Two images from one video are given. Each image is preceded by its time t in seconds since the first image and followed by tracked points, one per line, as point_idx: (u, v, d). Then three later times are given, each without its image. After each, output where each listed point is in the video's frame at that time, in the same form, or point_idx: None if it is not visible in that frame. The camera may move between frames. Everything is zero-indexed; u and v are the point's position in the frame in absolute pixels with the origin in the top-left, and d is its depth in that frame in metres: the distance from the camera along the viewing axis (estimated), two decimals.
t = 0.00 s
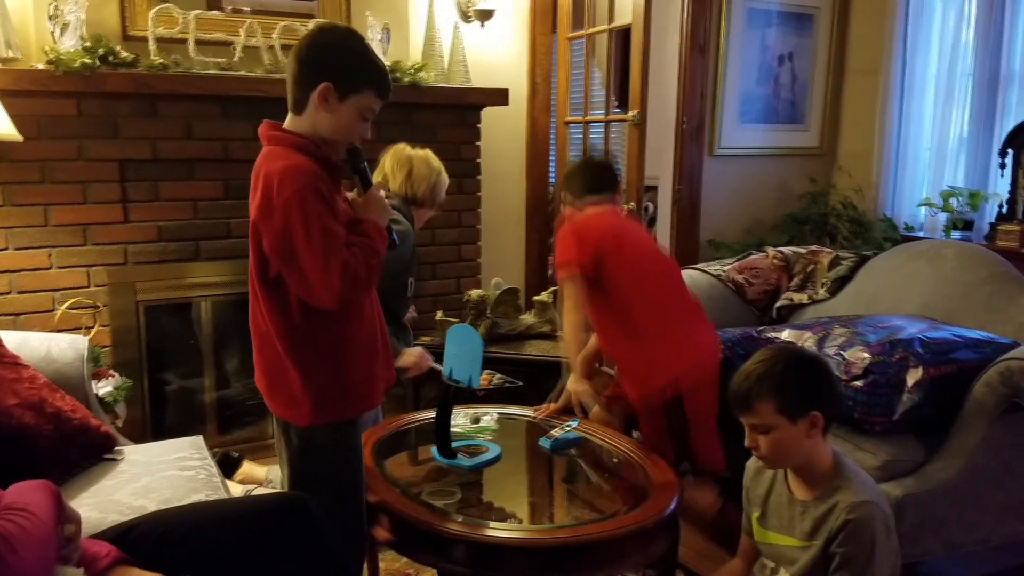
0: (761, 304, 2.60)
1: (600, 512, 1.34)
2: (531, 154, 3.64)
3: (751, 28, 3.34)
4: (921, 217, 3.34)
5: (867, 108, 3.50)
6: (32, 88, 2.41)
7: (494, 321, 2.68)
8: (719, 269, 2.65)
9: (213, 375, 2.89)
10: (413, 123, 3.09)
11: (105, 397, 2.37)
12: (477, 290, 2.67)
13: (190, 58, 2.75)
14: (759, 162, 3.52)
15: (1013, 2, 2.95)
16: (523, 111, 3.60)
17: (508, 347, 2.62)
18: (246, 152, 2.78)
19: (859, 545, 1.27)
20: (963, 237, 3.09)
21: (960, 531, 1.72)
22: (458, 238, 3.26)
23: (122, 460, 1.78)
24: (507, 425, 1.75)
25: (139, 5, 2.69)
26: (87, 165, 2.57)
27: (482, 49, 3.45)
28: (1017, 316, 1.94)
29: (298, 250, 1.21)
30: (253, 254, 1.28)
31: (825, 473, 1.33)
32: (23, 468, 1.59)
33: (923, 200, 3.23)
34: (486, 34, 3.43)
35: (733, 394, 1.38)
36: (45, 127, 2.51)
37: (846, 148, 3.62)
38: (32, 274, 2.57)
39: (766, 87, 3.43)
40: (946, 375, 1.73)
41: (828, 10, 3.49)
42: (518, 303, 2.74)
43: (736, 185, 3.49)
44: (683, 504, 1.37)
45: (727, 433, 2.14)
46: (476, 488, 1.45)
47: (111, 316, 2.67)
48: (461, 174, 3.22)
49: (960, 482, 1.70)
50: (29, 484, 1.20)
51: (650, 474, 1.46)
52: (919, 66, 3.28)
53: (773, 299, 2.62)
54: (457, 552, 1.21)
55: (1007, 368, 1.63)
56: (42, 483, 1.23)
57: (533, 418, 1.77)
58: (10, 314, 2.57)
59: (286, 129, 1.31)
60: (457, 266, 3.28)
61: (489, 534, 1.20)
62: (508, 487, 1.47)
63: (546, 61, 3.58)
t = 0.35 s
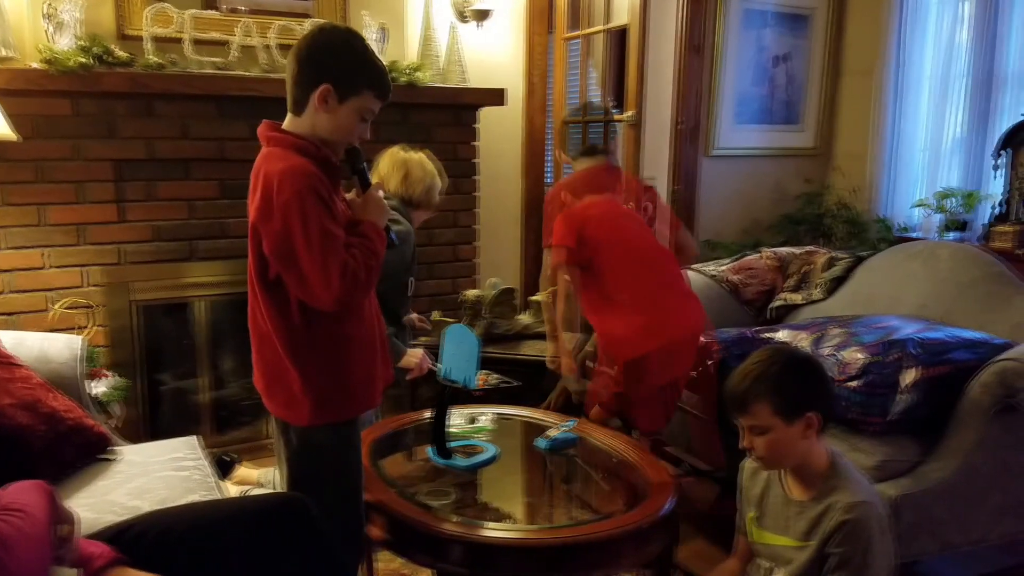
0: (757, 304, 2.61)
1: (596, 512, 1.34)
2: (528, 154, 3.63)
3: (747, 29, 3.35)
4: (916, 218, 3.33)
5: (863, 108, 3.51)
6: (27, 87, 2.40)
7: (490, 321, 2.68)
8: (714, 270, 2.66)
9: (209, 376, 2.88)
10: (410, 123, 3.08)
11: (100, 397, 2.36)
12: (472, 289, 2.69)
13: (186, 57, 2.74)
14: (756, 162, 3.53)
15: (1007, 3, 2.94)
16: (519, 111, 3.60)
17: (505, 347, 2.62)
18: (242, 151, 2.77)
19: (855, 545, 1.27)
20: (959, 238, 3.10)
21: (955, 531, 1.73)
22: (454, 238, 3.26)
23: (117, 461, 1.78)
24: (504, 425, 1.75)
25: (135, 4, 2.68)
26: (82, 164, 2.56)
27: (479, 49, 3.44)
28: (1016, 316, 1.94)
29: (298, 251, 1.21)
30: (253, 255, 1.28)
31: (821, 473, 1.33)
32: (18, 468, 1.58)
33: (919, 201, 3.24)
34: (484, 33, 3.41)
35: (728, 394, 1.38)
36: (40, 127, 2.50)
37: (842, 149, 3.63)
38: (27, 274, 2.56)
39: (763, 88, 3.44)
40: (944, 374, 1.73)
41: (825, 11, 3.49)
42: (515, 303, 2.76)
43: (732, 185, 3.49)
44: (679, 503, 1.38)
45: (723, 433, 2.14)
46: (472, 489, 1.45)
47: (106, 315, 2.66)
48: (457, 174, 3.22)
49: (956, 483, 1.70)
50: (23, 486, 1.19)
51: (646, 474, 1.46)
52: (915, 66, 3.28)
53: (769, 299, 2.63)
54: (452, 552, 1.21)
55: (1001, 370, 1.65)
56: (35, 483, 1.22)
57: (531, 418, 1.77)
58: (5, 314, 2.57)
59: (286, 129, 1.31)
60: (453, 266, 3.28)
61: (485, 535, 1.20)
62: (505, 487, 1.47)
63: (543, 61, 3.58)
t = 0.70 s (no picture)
0: (748, 305, 2.59)
1: (589, 513, 1.34)
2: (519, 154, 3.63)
3: (737, 30, 3.36)
4: (905, 217, 3.34)
5: (853, 108, 3.53)
6: (17, 87, 2.39)
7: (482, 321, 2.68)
8: (706, 270, 2.64)
9: (200, 377, 2.87)
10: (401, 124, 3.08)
11: (91, 399, 2.35)
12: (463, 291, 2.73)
13: (177, 58, 2.73)
14: (747, 163, 3.54)
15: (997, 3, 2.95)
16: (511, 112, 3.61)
17: (497, 348, 2.62)
18: (232, 152, 2.76)
19: (847, 545, 1.28)
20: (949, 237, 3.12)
21: (946, 530, 1.74)
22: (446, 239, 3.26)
23: (107, 463, 1.76)
24: (496, 426, 1.75)
25: (126, 5, 2.67)
26: (72, 165, 2.55)
27: (470, 50, 3.44)
28: (1008, 316, 1.97)
29: (294, 253, 1.21)
30: (249, 258, 1.27)
31: (812, 474, 1.34)
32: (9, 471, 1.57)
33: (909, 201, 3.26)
34: (475, 34, 3.42)
35: (722, 395, 1.39)
36: (30, 127, 2.49)
37: (832, 149, 3.64)
38: (17, 275, 2.55)
39: (753, 88, 3.45)
40: (935, 374, 1.75)
41: (815, 11, 3.51)
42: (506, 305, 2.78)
43: (723, 185, 3.51)
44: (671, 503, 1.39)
45: (714, 433, 2.14)
46: (464, 490, 1.45)
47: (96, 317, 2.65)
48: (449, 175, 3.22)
49: (946, 482, 1.71)
50: (15, 488, 1.19)
51: (638, 473, 1.46)
52: (905, 66, 3.30)
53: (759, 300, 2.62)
54: (444, 553, 1.20)
55: (992, 371, 1.65)
56: (25, 487, 1.22)
57: (523, 418, 1.78)
58: None
59: (279, 132, 1.30)
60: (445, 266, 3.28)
61: (478, 536, 1.20)
62: (497, 488, 1.47)
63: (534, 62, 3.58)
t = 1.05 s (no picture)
0: (745, 305, 2.61)
1: (584, 513, 1.34)
2: (516, 155, 3.64)
3: (735, 31, 3.36)
4: (902, 218, 3.38)
5: (849, 109, 3.53)
6: (14, 87, 2.38)
7: (479, 321, 2.68)
8: (702, 270, 2.63)
9: (197, 377, 2.87)
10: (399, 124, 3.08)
11: (88, 399, 2.35)
12: (463, 293, 2.58)
13: (173, 57, 2.73)
14: (744, 164, 3.55)
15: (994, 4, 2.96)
16: (508, 112, 3.61)
17: (494, 348, 2.62)
18: (228, 153, 2.75)
19: (843, 546, 1.28)
20: (945, 238, 3.14)
21: (941, 530, 1.74)
22: (443, 239, 3.26)
23: (103, 463, 1.76)
24: (492, 427, 1.75)
25: (122, 5, 2.66)
26: (69, 165, 2.55)
27: (467, 50, 3.44)
28: (1001, 317, 1.98)
29: (294, 254, 1.21)
30: (250, 263, 1.28)
31: (808, 475, 1.34)
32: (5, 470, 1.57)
33: (906, 202, 3.26)
34: (472, 34, 3.42)
35: (717, 395, 1.38)
36: (26, 127, 2.48)
37: (829, 150, 3.65)
38: (13, 274, 2.54)
39: (750, 89, 3.45)
40: (930, 375, 1.76)
41: (811, 12, 3.52)
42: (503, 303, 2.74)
43: (720, 186, 3.51)
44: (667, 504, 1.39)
45: (710, 433, 2.14)
46: (460, 490, 1.45)
47: (93, 317, 2.64)
48: (446, 175, 3.22)
49: (942, 483, 1.71)
50: (10, 487, 1.18)
51: (634, 475, 1.46)
52: (902, 68, 3.32)
53: (756, 300, 2.63)
54: (440, 553, 1.20)
55: (989, 370, 1.65)
56: (22, 485, 1.21)
57: (520, 419, 1.78)
58: None
59: (268, 137, 1.31)
60: (442, 266, 3.28)
61: (473, 536, 1.21)
62: (493, 488, 1.47)
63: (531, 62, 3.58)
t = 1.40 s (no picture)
0: (744, 306, 2.60)
1: (584, 514, 1.34)
2: (515, 156, 3.64)
3: (734, 32, 3.37)
4: (901, 219, 3.38)
5: (848, 111, 3.54)
6: (14, 89, 2.38)
7: (478, 323, 2.68)
8: (702, 272, 2.63)
9: (196, 379, 2.87)
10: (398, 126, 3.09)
11: (87, 401, 2.35)
12: (463, 293, 2.60)
13: (172, 59, 2.73)
14: (744, 164, 3.54)
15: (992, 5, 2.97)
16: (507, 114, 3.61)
17: (493, 349, 2.62)
18: (227, 154, 2.75)
19: (843, 546, 1.28)
20: (944, 239, 3.14)
21: (941, 531, 1.74)
22: (443, 240, 3.26)
23: (102, 465, 1.76)
24: (492, 428, 1.75)
25: (121, 7, 2.66)
26: (68, 167, 2.55)
27: (466, 52, 3.45)
28: (999, 318, 1.98)
29: (295, 256, 1.21)
30: (251, 266, 1.28)
31: (808, 475, 1.34)
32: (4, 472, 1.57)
33: (905, 203, 3.26)
34: (472, 36, 3.43)
35: (718, 396, 1.39)
36: (26, 129, 2.48)
37: (827, 151, 3.65)
38: (13, 276, 2.54)
39: (749, 90, 3.46)
40: (929, 376, 1.76)
41: (810, 13, 3.52)
42: (502, 305, 2.74)
43: (719, 186, 3.51)
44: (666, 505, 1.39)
45: (708, 435, 2.15)
46: (460, 491, 1.45)
47: (93, 318, 2.64)
48: (445, 177, 3.22)
49: (941, 483, 1.71)
50: (9, 490, 1.18)
51: (634, 476, 1.47)
52: (901, 69, 3.33)
53: (755, 302, 2.63)
54: (440, 555, 1.20)
55: (987, 371, 1.65)
56: (21, 488, 1.21)
57: (520, 421, 1.78)
58: None
59: (264, 144, 1.31)
60: (442, 268, 3.28)
61: (473, 538, 1.21)
62: (493, 490, 1.47)
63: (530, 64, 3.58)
